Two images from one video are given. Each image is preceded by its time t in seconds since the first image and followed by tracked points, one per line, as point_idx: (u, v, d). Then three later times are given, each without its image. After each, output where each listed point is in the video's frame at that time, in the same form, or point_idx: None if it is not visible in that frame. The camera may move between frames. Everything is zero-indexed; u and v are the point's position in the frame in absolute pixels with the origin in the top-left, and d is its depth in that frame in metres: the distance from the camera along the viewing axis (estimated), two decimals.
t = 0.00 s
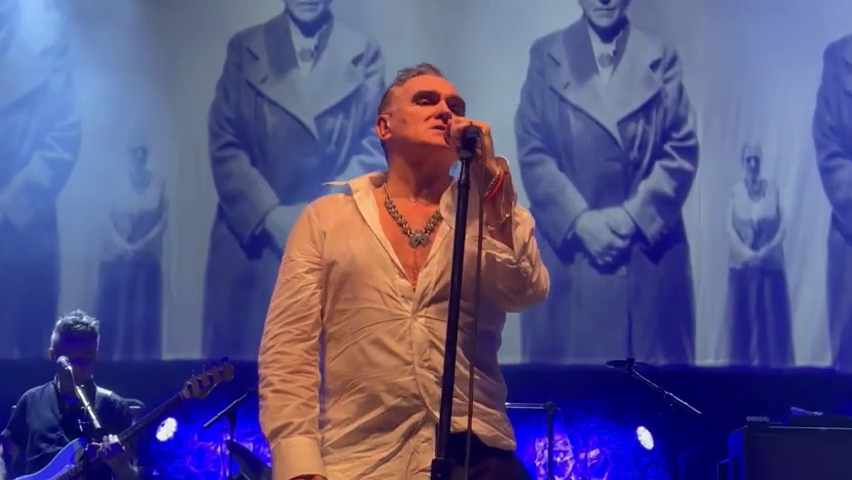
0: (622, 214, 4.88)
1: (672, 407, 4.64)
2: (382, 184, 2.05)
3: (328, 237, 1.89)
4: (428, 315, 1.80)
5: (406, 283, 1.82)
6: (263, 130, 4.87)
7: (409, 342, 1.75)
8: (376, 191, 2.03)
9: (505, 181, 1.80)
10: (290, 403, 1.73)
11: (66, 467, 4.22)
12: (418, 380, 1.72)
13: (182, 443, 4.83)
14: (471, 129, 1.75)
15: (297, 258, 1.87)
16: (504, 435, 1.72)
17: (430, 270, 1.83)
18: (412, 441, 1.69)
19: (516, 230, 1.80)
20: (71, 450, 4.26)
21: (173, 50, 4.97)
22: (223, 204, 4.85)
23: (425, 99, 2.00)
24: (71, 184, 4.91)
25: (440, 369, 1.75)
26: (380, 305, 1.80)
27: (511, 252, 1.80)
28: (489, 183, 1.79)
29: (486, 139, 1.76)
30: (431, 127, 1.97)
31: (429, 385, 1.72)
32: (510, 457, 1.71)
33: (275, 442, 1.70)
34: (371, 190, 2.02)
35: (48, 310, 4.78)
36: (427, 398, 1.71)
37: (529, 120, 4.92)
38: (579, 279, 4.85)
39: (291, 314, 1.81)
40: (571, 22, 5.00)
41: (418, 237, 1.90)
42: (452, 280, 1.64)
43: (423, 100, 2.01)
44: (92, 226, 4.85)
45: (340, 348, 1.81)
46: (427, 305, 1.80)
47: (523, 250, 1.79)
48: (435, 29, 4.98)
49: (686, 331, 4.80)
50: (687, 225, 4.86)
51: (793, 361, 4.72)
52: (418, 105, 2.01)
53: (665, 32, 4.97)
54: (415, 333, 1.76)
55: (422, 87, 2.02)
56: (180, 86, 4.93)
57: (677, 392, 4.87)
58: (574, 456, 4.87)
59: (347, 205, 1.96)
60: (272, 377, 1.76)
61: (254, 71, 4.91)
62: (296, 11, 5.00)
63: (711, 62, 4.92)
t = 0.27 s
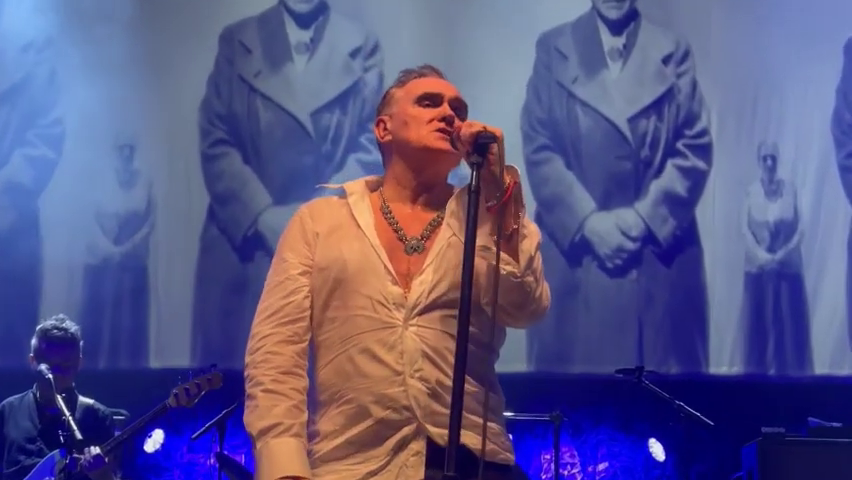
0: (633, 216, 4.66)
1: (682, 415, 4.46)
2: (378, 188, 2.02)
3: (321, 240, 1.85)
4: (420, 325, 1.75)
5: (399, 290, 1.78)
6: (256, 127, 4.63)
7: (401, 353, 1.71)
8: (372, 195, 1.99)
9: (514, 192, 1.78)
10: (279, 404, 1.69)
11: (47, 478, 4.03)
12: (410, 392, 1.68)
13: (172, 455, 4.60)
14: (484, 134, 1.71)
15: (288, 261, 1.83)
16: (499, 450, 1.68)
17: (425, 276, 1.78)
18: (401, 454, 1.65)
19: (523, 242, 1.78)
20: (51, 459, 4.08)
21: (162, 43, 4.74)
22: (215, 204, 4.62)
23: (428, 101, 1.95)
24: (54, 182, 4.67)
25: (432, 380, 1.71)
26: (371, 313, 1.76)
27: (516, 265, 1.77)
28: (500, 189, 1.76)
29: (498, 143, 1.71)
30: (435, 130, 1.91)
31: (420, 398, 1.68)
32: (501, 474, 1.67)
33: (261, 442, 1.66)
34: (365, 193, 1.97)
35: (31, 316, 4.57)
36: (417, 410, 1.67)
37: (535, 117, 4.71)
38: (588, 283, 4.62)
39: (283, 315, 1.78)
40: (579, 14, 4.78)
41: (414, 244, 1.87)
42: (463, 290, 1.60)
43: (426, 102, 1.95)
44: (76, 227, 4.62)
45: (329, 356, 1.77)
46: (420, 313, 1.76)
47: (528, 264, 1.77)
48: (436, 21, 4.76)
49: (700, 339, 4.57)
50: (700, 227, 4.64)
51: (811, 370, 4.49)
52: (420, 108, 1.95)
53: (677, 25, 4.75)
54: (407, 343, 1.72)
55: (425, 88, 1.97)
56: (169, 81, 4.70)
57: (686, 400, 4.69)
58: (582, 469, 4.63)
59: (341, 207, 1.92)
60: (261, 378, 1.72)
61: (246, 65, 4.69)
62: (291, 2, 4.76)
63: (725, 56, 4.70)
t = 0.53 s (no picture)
0: (644, 216, 4.42)
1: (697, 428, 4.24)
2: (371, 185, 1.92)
3: (310, 239, 1.75)
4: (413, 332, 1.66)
5: (392, 293, 1.69)
6: (247, 123, 4.40)
7: (393, 359, 1.63)
8: (363, 190, 1.89)
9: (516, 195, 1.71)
10: (274, 411, 1.60)
11: None
12: (402, 401, 1.60)
13: (157, 467, 4.37)
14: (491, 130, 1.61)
15: (276, 259, 1.73)
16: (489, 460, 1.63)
17: (420, 279, 1.70)
18: (391, 466, 1.58)
19: (525, 248, 1.72)
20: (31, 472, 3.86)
21: (148, 35, 4.52)
22: (203, 204, 4.39)
23: (427, 95, 1.85)
24: (34, 180, 4.45)
25: (426, 389, 1.63)
26: (362, 316, 1.67)
27: (517, 270, 1.72)
28: (502, 190, 1.71)
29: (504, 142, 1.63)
30: (434, 127, 1.82)
31: (412, 406, 1.60)
32: None
33: (259, 450, 1.58)
34: (357, 189, 1.88)
35: (10, 321, 4.35)
36: (409, 419, 1.59)
37: (541, 113, 4.46)
38: (596, 288, 4.39)
39: (271, 318, 1.68)
40: (586, 4, 4.55)
41: (407, 246, 1.77)
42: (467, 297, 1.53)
43: (424, 97, 1.86)
44: (58, 228, 4.40)
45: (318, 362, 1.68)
46: (414, 318, 1.68)
47: (530, 270, 1.72)
48: (437, 11, 4.53)
49: (714, 346, 4.34)
50: (714, 228, 4.41)
51: (831, 379, 4.27)
52: (417, 101, 1.85)
53: (690, 16, 4.50)
54: (401, 349, 1.64)
55: (424, 81, 1.87)
56: (156, 74, 4.48)
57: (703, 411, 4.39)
58: None
59: (332, 203, 1.82)
60: (251, 386, 1.63)
61: (237, 57, 4.46)
62: None
63: (741, 48, 4.46)
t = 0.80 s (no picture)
0: (657, 216, 4.21)
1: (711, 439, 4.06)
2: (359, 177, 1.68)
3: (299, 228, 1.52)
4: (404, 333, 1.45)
5: (385, 292, 1.47)
6: (241, 118, 4.21)
7: (384, 361, 1.41)
8: (351, 185, 1.64)
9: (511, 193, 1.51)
10: (256, 420, 1.38)
11: None
12: (391, 407, 1.39)
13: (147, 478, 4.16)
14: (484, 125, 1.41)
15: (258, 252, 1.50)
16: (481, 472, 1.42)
17: (415, 278, 1.48)
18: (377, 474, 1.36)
19: (521, 250, 1.52)
20: None
21: (137, 25, 4.32)
22: (195, 203, 4.20)
23: (422, 81, 1.61)
24: (18, 177, 4.27)
25: (417, 396, 1.41)
26: (351, 315, 1.45)
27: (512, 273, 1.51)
28: (493, 190, 1.51)
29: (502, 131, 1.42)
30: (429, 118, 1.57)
31: (401, 416, 1.39)
32: None
33: (239, 463, 1.36)
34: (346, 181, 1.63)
35: None
36: (397, 429, 1.38)
37: (549, 108, 4.27)
38: (607, 292, 4.19)
39: (253, 316, 1.46)
40: None
41: (400, 244, 1.54)
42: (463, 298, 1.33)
43: (419, 86, 1.61)
44: (42, 228, 4.21)
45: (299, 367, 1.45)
46: (409, 320, 1.46)
47: (525, 273, 1.52)
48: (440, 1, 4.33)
49: (731, 352, 4.14)
50: (730, 228, 4.20)
51: None
52: (411, 91, 1.61)
53: (706, 6, 4.29)
54: (393, 352, 1.42)
55: (415, 68, 1.63)
56: (144, 67, 4.29)
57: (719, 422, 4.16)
58: None
59: (321, 192, 1.59)
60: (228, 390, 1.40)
61: (230, 49, 4.27)
62: None
63: (759, 41, 4.25)
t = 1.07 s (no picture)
0: (673, 216, 4.01)
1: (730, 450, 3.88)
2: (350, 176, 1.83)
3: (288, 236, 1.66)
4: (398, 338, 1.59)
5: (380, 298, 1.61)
6: (237, 113, 4.05)
7: (381, 370, 1.55)
8: (341, 185, 1.79)
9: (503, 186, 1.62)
10: (234, 435, 1.50)
11: None
12: (389, 417, 1.52)
13: None
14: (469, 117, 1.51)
15: (249, 261, 1.64)
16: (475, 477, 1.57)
17: (411, 282, 1.63)
18: None
19: (514, 245, 1.63)
20: None
21: (126, 16, 4.15)
22: (189, 202, 4.04)
23: (405, 76, 1.74)
24: (4, 177, 4.12)
25: (413, 405, 1.55)
26: (347, 323, 1.58)
27: (508, 270, 1.63)
28: (486, 185, 1.60)
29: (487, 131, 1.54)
30: (412, 112, 1.70)
31: (398, 423, 1.53)
32: None
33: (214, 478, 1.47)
34: (336, 183, 1.78)
35: None
36: (394, 438, 1.52)
37: (560, 102, 4.09)
38: (620, 296, 4.00)
39: (242, 325, 1.59)
40: None
41: (393, 247, 1.69)
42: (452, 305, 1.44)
43: (401, 81, 1.74)
44: (30, 229, 4.06)
45: (290, 370, 1.59)
46: (405, 325, 1.60)
47: (521, 269, 1.63)
48: None
49: (750, 358, 3.93)
50: (750, 229, 3.99)
51: None
52: (397, 86, 1.73)
53: None
54: (390, 360, 1.56)
55: (401, 62, 1.75)
56: (135, 59, 4.13)
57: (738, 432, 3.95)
58: None
59: (310, 199, 1.74)
60: (213, 400, 1.53)
61: (225, 41, 4.11)
62: None
63: (780, 32, 4.05)
